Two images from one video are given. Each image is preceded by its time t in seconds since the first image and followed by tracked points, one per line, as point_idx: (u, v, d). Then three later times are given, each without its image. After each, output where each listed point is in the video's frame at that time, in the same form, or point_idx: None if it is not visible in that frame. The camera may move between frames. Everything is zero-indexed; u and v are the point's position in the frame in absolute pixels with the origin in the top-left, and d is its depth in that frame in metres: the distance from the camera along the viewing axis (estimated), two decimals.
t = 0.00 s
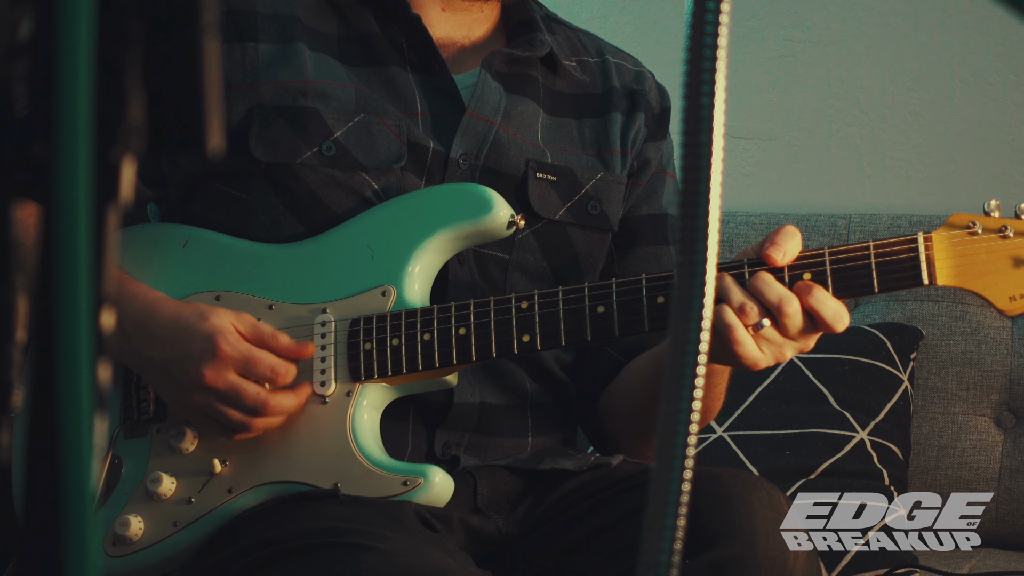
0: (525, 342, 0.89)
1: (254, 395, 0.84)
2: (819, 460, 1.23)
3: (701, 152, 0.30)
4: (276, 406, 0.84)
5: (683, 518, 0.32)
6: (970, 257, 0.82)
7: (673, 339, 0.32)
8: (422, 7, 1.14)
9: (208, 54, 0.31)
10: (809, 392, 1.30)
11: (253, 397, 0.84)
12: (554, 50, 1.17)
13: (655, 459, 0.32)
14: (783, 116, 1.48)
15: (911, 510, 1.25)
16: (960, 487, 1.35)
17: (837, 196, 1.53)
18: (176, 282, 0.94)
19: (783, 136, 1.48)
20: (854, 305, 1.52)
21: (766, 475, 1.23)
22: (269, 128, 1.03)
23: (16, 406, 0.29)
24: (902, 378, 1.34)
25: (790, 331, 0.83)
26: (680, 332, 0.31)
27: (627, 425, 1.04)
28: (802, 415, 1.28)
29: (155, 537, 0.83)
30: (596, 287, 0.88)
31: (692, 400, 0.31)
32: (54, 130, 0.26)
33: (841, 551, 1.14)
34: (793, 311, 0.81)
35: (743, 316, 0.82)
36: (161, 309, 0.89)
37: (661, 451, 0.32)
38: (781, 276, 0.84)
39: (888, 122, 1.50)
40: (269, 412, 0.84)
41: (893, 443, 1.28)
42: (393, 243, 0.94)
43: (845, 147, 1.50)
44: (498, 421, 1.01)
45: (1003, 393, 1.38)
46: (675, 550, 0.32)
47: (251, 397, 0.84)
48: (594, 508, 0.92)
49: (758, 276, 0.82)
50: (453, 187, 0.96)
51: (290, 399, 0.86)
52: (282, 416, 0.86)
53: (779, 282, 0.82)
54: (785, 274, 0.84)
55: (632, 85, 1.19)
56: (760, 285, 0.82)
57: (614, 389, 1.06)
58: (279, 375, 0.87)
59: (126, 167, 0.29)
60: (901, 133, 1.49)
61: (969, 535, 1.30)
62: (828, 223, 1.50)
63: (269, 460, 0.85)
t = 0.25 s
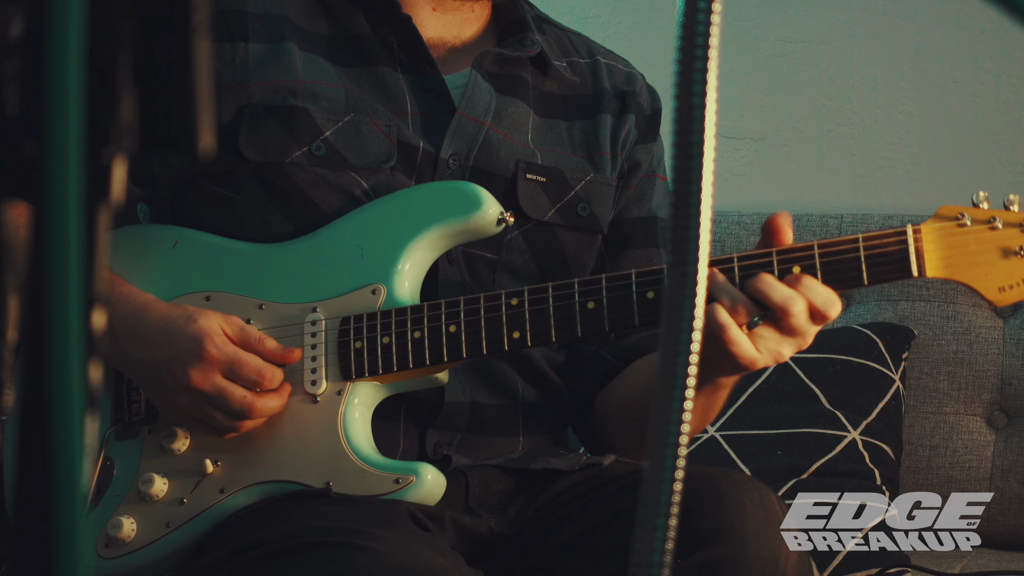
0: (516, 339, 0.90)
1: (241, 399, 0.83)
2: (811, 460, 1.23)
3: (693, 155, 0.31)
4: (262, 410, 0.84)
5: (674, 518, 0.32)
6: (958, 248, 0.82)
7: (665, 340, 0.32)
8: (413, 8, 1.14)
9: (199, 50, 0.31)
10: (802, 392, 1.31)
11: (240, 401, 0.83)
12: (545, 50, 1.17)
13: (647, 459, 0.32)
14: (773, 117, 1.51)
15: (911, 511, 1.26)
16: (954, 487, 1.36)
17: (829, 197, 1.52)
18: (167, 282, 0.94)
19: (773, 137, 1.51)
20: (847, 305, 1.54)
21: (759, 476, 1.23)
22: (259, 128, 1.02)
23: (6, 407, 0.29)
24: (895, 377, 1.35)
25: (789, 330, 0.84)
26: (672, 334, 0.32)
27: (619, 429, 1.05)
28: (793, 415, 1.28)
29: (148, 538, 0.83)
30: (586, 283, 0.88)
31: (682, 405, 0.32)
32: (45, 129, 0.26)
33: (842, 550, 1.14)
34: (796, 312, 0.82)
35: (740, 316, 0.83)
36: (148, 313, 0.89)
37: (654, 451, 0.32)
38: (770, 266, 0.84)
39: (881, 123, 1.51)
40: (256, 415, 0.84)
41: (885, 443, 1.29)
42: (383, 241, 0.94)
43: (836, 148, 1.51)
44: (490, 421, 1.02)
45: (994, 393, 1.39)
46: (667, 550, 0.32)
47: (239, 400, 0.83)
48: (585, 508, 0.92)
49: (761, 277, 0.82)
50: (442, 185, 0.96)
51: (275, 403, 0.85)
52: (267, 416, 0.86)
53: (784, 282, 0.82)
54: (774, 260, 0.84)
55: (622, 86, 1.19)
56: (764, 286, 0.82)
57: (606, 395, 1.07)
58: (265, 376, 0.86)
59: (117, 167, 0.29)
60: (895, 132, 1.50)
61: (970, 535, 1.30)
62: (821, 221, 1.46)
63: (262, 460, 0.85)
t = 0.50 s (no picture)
0: (505, 336, 0.90)
1: (234, 391, 0.83)
2: (802, 460, 1.24)
3: (684, 154, 0.31)
4: (252, 408, 0.84)
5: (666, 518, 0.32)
6: (945, 242, 0.83)
7: (656, 340, 0.32)
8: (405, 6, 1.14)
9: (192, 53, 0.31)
10: (792, 391, 1.32)
11: (233, 393, 0.83)
12: (535, 52, 1.18)
13: (639, 458, 0.32)
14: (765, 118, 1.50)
15: (910, 511, 1.28)
16: (943, 486, 1.38)
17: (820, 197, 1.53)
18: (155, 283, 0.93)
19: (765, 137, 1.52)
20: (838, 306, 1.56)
21: (750, 474, 1.23)
22: (248, 126, 1.02)
23: None
24: (886, 377, 1.36)
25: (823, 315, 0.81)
26: (663, 335, 0.32)
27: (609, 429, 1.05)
28: (785, 415, 1.29)
29: (139, 539, 0.82)
30: (575, 279, 0.89)
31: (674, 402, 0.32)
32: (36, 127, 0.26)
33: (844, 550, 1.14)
34: (829, 292, 0.80)
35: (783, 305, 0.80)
36: (150, 305, 0.89)
37: (645, 451, 0.32)
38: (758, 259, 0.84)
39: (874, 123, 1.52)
40: (244, 412, 0.84)
41: (878, 443, 1.30)
42: (371, 240, 0.94)
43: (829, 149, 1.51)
44: (479, 422, 1.02)
45: (985, 393, 1.41)
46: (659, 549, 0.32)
47: (231, 392, 0.83)
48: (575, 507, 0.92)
49: (792, 262, 0.81)
50: (430, 184, 0.96)
51: (265, 404, 0.86)
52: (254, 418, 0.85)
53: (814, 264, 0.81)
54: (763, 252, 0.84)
55: (613, 88, 1.20)
56: (795, 269, 0.81)
57: (597, 396, 1.08)
58: (263, 372, 0.87)
59: (108, 167, 0.29)
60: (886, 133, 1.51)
61: (969, 536, 1.30)
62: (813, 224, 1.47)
63: (252, 461, 0.85)
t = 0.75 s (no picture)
0: (500, 337, 0.90)
1: (227, 373, 0.83)
2: (794, 460, 1.24)
3: (675, 154, 0.31)
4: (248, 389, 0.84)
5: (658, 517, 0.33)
6: (941, 247, 0.84)
7: (648, 341, 0.32)
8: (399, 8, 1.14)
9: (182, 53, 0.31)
10: (783, 391, 1.33)
11: (226, 376, 0.83)
12: (530, 52, 1.18)
13: (631, 459, 0.32)
14: (756, 116, 1.53)
15: (909, 511, 1.33)
16: (936, 487, 1.39)
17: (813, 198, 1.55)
18: (150, 282, 0.94)
19: (756, 136, 1.53)
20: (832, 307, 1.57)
21: (742, 474, 1.24)
22: (243, 128, 1.02)
23: None
24: (879, 377, 1.36)
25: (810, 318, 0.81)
26: (655, 335, 0.32)
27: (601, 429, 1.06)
28: (778, 415, 1.30)
29: (130, 538, 0.82)
30: (571, 280, 0.89)
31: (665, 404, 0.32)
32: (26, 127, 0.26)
33: (843, 550, 1.15)
34: (816, 295, 0.79)
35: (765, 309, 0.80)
36: (145, 301, 0.89)
37: (637, 452, 0.32)
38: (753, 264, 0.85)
39: (868, 122, 1.52)
40: (239, 394, 0.84)
41: (870, 443, 1.30)
42: (366, 240, 0.94)
43: (820, 147, 1.53)
44: (474, 422, 1.02)
45: (977, 393, 1.41)
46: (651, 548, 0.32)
47: (224, 376, 0.83)
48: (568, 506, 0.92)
49: (777, 265, 0.81)
50: (427, 185, 0.96)
51: (260, 384, 0.85)
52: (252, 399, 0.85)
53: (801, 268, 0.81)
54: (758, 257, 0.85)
55: (607, 88, 1.20)
56: (780, 272, 0.80)
57: (590, 396, 1.08)
58: (252, 355, 0.85)
59: (100, 166, 0.29)
60: (878, 132, 1.52)
61: (970, 535, 1.31)
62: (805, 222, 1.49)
63: (246, 460, 0.85)
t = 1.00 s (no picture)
0: (491, 336, 0.90)
1: (217, 372, 0.83)
2: (785, 460, 1.25)
3: (667, 155, 0.31)
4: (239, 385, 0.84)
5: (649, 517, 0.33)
6: (933, 244, 0.84)
7: (639, 341, 0.33)
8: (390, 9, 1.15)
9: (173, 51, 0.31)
10: (775, 391, 1.33)
11: (215, 375, 0.83)
12: (520, 54, 1.18)
13: (622, 459, 0.32)
14: (747, 117, 1.53)
15: (911, 511, 1.34)
16: (927, 485, 1.39)
17: (805, 198, 1.55)
18: (142, 283, 0.94)
19: (749, 137, 1.53)
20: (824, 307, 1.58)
21: (734, 474, 1.24)
22: (233, 127, 1.02)
23: None
24: (870, 377, 1.37)
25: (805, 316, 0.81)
26: (646, 336, 0.32)
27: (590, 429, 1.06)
28: (769, 415, 1.30)
29: (123, 538, 0.82)
30: (562, 280, 0.89)
31: (656, 404, 0.32)
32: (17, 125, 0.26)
33: (843, 549, 1.16)
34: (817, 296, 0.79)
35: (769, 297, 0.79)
36: (129, 304, 0.89)
37: (628, 453, 0.32)
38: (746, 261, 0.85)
39: (859, 122, 1.53)
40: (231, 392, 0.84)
41: (860, 442, 1.31)
42: (357, 240, 0.94)
43: (812, 148, 1.54)
44: (464, 421, 1.02)
45: (968, 393, 1.42)
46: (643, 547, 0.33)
47: (214, 375, 0.83)
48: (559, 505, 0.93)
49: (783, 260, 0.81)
50: (417, 184, 0.96)
51: (252, 380, 0.85)
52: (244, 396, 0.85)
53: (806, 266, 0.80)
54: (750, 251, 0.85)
55: (598, 90, 1.20)
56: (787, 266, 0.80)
57: (575, 398, 1.08)
58: (243, 353, 0.85)
59: (91, 166, 0.29)
60: (870, 132, 1.53)
61: (969, 536, 1.31)
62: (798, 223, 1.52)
63: (238, 459, 0.85)
